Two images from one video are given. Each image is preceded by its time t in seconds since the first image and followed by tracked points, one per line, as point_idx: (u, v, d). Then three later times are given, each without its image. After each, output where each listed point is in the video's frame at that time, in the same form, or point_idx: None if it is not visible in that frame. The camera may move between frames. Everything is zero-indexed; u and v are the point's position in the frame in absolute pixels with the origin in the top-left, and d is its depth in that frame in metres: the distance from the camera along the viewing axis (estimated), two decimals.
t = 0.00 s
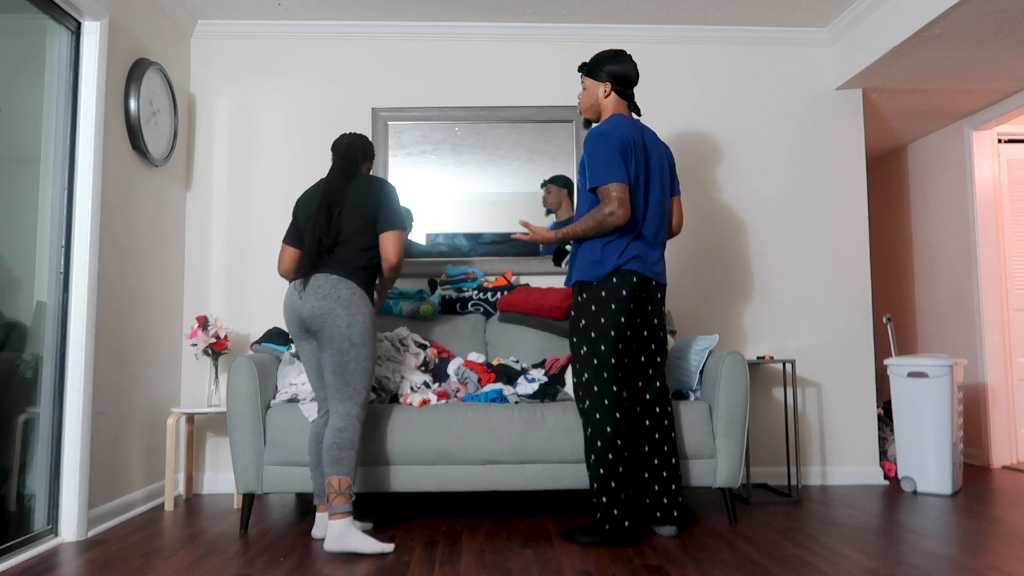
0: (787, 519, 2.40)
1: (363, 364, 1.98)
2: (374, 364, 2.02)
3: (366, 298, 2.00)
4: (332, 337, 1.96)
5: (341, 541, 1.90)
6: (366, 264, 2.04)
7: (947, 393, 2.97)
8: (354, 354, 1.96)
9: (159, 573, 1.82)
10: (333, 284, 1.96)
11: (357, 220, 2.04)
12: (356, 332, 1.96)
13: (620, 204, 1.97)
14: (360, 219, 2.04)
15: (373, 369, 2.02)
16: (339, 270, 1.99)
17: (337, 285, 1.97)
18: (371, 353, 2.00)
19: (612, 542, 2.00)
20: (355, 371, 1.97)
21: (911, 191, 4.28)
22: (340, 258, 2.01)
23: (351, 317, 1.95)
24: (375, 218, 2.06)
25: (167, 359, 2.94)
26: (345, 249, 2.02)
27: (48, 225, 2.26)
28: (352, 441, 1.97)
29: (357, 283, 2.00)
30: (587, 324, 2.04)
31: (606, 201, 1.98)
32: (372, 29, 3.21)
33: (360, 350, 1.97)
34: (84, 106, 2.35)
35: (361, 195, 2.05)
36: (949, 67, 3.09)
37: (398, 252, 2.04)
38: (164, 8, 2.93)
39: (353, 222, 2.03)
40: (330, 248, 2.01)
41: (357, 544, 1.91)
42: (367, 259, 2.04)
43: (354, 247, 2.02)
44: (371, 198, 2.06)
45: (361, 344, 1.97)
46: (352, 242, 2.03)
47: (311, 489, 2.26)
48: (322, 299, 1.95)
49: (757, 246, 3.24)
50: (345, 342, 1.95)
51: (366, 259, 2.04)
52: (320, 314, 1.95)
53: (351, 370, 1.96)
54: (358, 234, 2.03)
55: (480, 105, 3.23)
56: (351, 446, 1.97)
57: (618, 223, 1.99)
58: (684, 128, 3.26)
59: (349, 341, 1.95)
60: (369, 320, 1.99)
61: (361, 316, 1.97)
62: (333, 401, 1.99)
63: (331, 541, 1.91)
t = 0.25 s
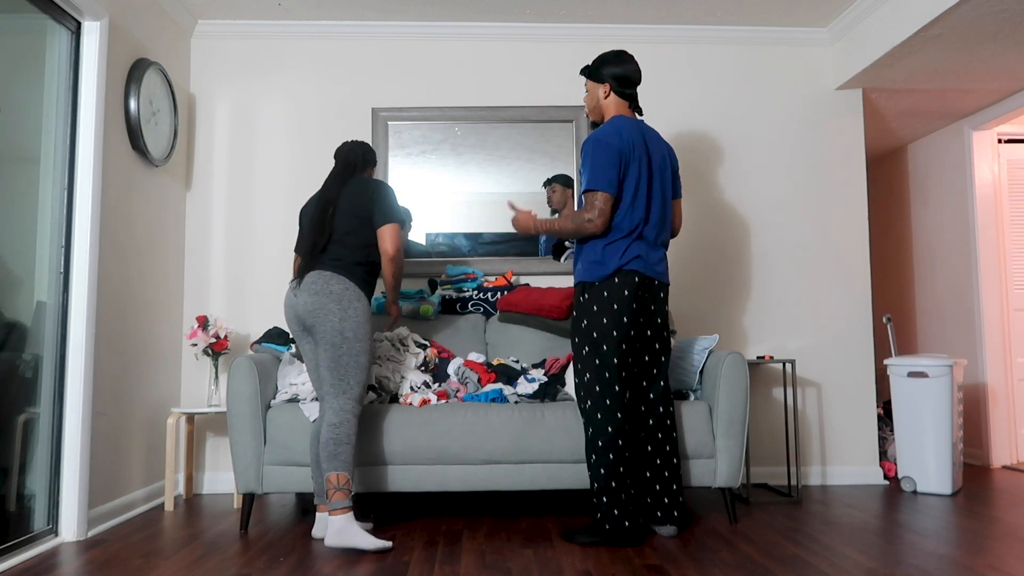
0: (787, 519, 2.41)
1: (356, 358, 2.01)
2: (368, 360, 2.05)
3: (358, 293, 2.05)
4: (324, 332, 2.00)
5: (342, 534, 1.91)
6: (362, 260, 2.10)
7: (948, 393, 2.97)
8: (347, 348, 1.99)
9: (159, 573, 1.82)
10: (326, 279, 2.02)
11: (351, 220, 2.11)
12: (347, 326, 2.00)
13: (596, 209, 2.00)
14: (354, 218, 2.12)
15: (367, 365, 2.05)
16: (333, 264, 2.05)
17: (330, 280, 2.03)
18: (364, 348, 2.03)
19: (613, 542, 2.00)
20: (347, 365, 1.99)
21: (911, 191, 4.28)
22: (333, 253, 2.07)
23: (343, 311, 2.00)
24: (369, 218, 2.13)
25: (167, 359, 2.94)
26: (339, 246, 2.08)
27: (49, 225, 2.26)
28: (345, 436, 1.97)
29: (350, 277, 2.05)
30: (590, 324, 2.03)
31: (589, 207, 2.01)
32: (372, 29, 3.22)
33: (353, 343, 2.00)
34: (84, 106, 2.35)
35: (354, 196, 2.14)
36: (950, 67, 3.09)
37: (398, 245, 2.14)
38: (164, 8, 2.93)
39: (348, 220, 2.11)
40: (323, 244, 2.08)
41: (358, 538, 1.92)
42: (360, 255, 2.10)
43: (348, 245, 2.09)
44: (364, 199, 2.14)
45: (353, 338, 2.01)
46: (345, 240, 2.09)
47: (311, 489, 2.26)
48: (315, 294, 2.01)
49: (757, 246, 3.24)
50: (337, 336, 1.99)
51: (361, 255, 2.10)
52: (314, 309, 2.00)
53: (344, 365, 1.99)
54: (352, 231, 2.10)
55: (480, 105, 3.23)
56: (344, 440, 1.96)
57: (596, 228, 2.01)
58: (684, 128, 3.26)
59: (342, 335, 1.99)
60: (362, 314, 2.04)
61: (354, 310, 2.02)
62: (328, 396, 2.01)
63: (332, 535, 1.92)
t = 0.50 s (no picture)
0: (787, 519, 2.41)
1: (349, 358, 2.02)
2: (361, 359, 2.06)
3: (355, 292, 2.05)
4: (317, 330, 2.01)
5: (309, 531, 1.90)
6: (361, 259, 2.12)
7: (948, 393, 2.97)
8: (339, 347, 2.00)
9: (159, 573, 1.82)
10: (322, 278, 2.04)
11: (351, 221, 2.12)
12: (341, 325, 2.00)
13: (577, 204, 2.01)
14: (354, 219, 2.13)
15: (361, 365, 2.06)
16: (331, 263, 2.06)
17: (326, 279, 2.04)
18: (356, 348, 2.03)
19: (612, 542, 2.00)
20: (339, 365, 2.00)
21: (911, 191, 4.28)
22: (333, 252, 2.09)
23: (336, 311, 2.00)
24: (370, 217, 2.14)
25: (167, 359, 2.94)
26: (339, 246, 2.09)
27: (49, 225, 2.26)
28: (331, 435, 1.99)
29: (348, 276, 2.06)
30: (587, 325, 2.03)
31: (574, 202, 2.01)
32: (372, 29, 3.22)
33: (346, 343, 2.01)
34: (84, 106, 2.35)
35: (355, 197, 2.15)
36: (949, 67, 3.09)
37: (387, 237, 2.11)
38: (164, 9, 2.93)
39: (348, 221, 2.12)
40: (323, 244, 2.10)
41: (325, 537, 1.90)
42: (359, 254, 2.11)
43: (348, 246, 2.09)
44: (366, 200, 2.15)
45: (346, 337, 2.01)
46: (345, 240, 2.10)
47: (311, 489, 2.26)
48: (311, 292, 2.02)
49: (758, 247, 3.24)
50: (330, 335, 2.00)
51: (360, 255, 2.11)
52: (308, 308, 2.01)
53: (336, 364, 2.00)
54: (352, 231, 2.11)
55: (480, 105, 3.23)
56: (331, 440, 1.99)
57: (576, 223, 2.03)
58: (684, 128, 3.26)
59: (334, 334, 2.00)
60: (358, 314, 2.04)
61: (349, 310, 2.02)
62: (319, 394, 2.02)
63: (300, 531, 1.91)
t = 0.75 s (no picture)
0: (787, 519, 2.41)
1: (345, 358, 2.01)
2: (359, 360, 2.05)
3: (353, 293, 2.05)
4: (315, 330, 2.01)
5: (256, 514, 1.87)
6: (363, 259, 2.12)
7: (948, 393, 2.97)
8: (336, 347, 2.00)
9: (159, 573, 1.82)
10: (321, 278, 2.04)
11: (351, 221, 2.12)
12: (338, 326, 2.01)
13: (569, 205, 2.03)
14: (354, 219, 2.13)
15: (358, 366, 2.05)
16: (330, 263, 2.07)
17: (325, 280, 2.04)
18: (354, 349, 2.03)
19: (612, 542, 2.00)
20: (335, 365, 2.00)
21: (911, 191, 4.28)
22: (332, 253, 2.09)
23: (334, 311, 2.00)
24: (370, 218, 2.14)
25: (167, 359, 2.94)
26: (339, 246, 2.10)
27: (49, 224, 2.26)
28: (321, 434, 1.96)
29: (346, 277, 2.06)
30: (587, 325, 2.04)
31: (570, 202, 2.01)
32: (372, 29, 3.22)
33: (343, 343, 2.01)
34: (84, 106, 2.35)
35: (356, 197, 2.15)
36: (949, 67, 3.09)
37: (388, 240, 2.11)
38: (164, 9, 2.93)
39: (348, 221, 2.12)
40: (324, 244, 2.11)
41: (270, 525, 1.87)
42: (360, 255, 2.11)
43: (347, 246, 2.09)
44: (367, 201, 2.15)
45: (343, 337, 2.01)
46: (345, 241, 2.10)
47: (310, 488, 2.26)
48: (309, 293, 2.03)
49: (758, 247, 3.24)
50: (327, 335, 2.00)
51: (361, 255, 2.11)
52: (306, 308, 2.02)
53: (332, 363, 2.00)
54: (352, 231, 2.11)
55: (480, 105, 3.23)
56: (315, 436, 1.95)
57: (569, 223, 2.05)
58: (684, 128, 3.26)
59: (332, 334, 2.00)
60: (355, 315, 2.04)
61: (346, 310, 2.02)
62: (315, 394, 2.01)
63: (247, 509, 1.89)
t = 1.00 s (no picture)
0: (787, 519, 2.41)
1: (340, 358, 2.01)
2: (354, 360, 2.04)
3: (348, 292, 2.05)
4: (310, 330, 2.01)
5: (250, 515, 1.87)
6: (361, 258, 2.12)
7: (948, 393, 2.97)
8: (330, 347, 2.00)
9: (159, 573, 1.82)
10: (316, 278, 2.05)
11: (348, 221, 2.12)
12: (333, 325, 2.00)
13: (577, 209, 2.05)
14: (352, 219, 2.13)
15: (353, 366, 2.04)
16: (327, 263, 2.07)
17: (321, 279, 2.04)
18: (348, 348, 2.02)
19: (612, 542, 2.00)
20: (330, 365, 2.00)
21: (911, 191, 4.28)
22: (330, 252, 2.09)
23: (329, 310, 2.00)
24: (367, 217, 2.14)
25: (167, 359, 2.94)
26: (336, 246, 2.10)
27: (49, 225, 2.26)
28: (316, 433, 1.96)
29: (343, 276, 2.06)
30: (585, 325, 2.04)
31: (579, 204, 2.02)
32: (372, 29, 3.22)
33: (337, 343, 2.01)
34: (84, 106, 2.35)
35: (354, 197, 2.15)
36: (949, 67, 3.09)
37: (386, 239, 2.11)
38: (164, 9, 2.93)
39: (346, 221, 2.12)
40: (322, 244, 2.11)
41: (263, 527, 1.87)
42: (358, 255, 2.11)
43: (344, 246, 2.10)
44: (364, 201, 2.15)
45: (338, 337, 2.01)
46: (342, 240, 2.10)
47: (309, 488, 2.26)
48: (305, 292, 2.03)
49: (758, 247, 3.24)
50: (322, 335, 2.00)
51: (358, 255, 2.11)
52: (302, 308, 2.03)
53: (327, 364, 1.99)
54: (349, 231, 2.11)
55: (480, 105, 3.23)
56: (310, 437, 1.95)
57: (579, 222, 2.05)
58: (684, 128, 3.26)
59: (326, 334, 2.00)
60: (351, 315, 2.04)
61: (341, 310, 2.02)
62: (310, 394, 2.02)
63: (241, 511, 1.89)
